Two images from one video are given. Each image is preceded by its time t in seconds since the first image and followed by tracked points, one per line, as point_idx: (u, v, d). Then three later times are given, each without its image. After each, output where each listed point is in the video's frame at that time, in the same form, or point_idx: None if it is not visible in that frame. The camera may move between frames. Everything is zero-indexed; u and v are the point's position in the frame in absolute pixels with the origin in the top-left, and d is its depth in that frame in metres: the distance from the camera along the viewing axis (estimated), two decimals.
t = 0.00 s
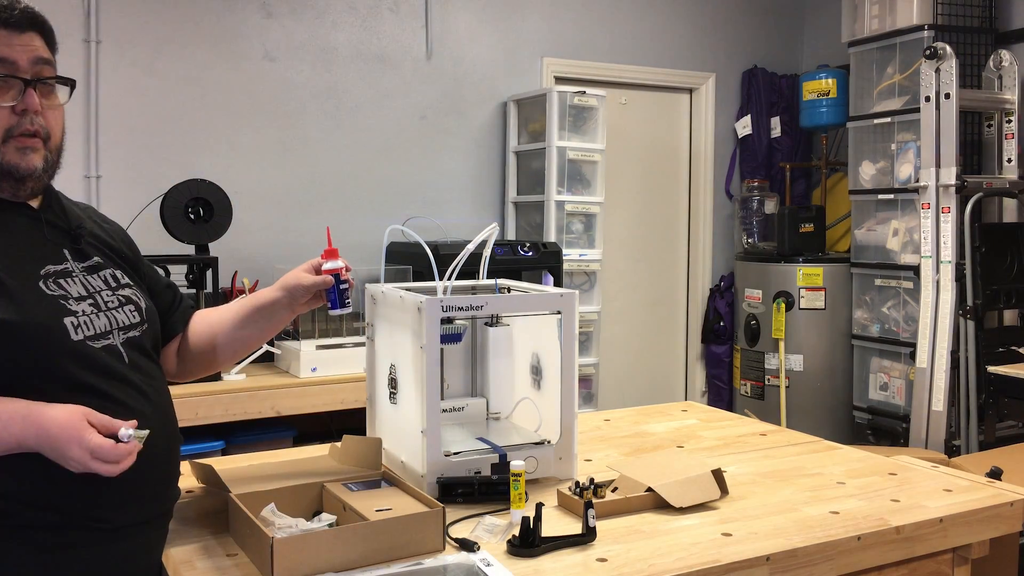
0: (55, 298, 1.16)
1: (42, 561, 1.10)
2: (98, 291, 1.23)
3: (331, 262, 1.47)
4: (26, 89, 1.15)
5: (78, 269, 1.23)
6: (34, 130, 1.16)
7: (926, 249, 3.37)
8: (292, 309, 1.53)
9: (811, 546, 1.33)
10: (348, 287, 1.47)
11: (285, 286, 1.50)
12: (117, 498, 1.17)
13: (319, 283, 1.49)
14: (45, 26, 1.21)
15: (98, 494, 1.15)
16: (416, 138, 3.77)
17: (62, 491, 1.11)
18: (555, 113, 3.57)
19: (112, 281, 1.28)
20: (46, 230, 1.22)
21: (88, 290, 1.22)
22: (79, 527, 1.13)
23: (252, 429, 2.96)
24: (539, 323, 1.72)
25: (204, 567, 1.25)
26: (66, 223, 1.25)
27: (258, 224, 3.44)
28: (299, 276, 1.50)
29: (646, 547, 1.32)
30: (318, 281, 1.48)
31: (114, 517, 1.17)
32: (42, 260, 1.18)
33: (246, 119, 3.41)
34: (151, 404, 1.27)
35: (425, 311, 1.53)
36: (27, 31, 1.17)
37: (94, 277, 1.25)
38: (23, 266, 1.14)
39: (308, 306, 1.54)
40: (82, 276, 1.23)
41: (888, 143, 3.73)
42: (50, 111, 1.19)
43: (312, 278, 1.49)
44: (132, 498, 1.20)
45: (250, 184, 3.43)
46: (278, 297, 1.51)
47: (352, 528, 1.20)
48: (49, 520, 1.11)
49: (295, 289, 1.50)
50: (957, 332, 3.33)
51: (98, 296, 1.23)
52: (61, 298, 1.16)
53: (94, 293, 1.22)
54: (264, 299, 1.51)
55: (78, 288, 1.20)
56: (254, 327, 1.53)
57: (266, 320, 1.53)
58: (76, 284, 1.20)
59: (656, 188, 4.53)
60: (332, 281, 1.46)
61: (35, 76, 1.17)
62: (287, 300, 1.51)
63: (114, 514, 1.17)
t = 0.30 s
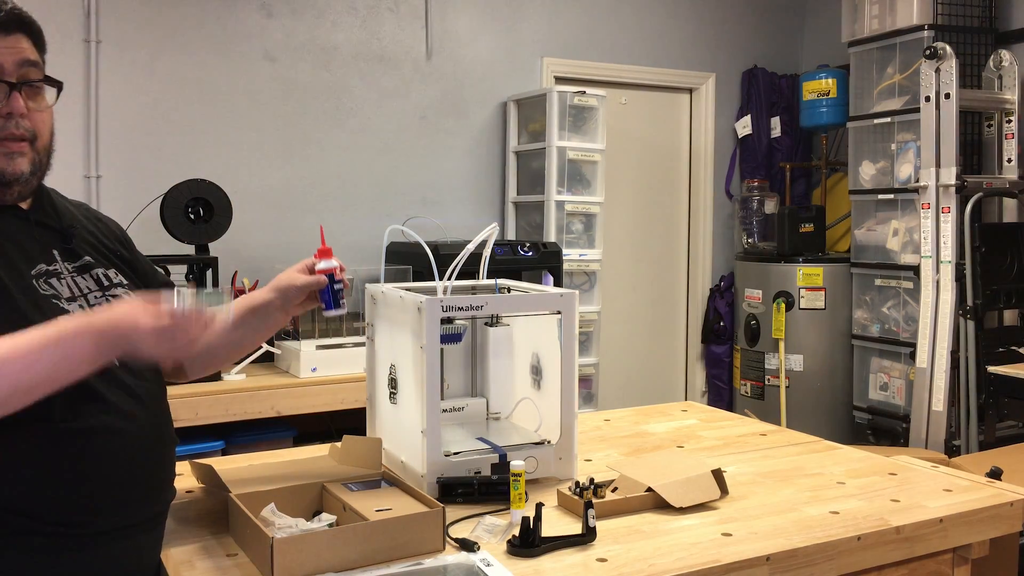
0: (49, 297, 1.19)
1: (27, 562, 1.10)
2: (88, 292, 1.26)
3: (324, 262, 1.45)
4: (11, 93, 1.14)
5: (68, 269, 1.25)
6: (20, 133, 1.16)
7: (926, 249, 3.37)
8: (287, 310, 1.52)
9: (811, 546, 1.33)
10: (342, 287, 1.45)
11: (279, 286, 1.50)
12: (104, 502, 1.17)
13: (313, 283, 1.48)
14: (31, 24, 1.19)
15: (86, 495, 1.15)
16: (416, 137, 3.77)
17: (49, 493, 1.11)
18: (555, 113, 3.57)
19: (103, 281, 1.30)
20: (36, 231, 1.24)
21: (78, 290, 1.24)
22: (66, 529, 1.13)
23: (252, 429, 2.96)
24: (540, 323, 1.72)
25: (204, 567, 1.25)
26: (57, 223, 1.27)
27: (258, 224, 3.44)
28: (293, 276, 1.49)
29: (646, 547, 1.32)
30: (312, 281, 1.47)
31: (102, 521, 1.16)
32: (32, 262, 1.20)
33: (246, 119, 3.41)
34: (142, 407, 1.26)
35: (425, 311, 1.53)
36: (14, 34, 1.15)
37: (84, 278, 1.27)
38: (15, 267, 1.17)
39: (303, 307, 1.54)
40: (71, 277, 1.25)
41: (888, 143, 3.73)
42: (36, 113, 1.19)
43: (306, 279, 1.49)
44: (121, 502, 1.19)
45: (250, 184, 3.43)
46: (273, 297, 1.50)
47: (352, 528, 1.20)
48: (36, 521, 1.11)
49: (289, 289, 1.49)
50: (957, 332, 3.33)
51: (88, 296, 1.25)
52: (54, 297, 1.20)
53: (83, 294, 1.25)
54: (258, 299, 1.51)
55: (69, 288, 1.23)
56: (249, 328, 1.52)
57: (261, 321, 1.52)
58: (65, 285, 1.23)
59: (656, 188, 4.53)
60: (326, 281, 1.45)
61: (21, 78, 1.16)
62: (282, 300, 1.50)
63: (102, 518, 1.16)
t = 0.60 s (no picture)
0: (40, 293, 1.20)
1: (25, 562, 1.10)
2: (82, 287, 1.27)
3: (323, 262, 1.45)
4: (10, 103, 1.13)
5: (60, 267, 1.26)
6: (17, 142, 1.15)
7: (926, 249, 3.37)
8: (285, 309, 1.52)
9: (811, 546, 1.33)
10: (341, 286, 1.46)
11: (277, 285, 1.49)
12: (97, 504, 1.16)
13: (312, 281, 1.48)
14: (24, 26, 1.16)
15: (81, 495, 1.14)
16: (416, 137, 3.77)
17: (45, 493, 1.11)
18: (555, 113, 3.57)
19: (95, 278, 1.31)
20: (27, 230, 1.25)
21: (70, 287, 1.25)
22: (60, 527, 1.13)
23: (252, 429, 2.96)
24: (540, 323, 1.72)
25: (203, 567, 1.25)
26: (47, 221, 1.28)
27: (258, 224, 3.44)
28: (290, 275, 1.49)
29: (646, 547, 1.32)
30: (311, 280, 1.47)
31: (96, 521, 1.16)
32: (25, 259, 1.21)
33: (246, 119, 3.41)
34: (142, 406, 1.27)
35: (425, 311, 1.53)
36: (10, 43, 1.13)
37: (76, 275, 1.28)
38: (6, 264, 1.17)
39: (301, 306, 1.53)
40: (63, 273, 1.25)
41: (888, 143, 3.73)
42: (32, 121, 1.18)
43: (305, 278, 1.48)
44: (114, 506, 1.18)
45: (250, 184, 3.43)
46: (271, 296, 1.49)
47: (352, 528, 1.20)
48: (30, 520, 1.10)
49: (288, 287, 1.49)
50: (957, 332, 3.33)
51: (82, 292, 1.27)
52: (48, 293, 1.21)
53: (77, 290, 1.26)
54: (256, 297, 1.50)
55: (62, 284, 1.24)
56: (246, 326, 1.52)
57: (259, 319, 1.51)
58: (60, 281, 1.24)
59: (656, 188, 4.53)
60: (326, 281, 1.45)
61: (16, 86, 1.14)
62: (280, 299, 1.50)
63: (97, 517, 1.16)
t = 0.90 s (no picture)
0: (41, 292, 1.20)
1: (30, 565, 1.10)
2: (83, 288, 1.27)
3: (323, 266, 1.46)
4: (7, 89, 1.14)
5: (62, 267, 1.26)
6: (18, 130, 1.15)
7: (926, 250, 3.37)
8: (284, 313, 1.53)
9: (811, 546, 1.33)
10: (341, 291, 1.47)
11: (277, 289, 1.49)
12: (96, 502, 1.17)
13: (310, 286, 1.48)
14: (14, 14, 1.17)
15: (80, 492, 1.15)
16: (416, 137, 3.77)
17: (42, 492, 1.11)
18: (555, 113, 3.57)
19: (97, 279, 1.31)
20: (30, 229, 1.25)
21: (72, 288, 1.25)
22: (58, 525, 1.13)
23: (252, 429, 2.96)
24: (540, 323, 1.72)
25: (204, 567, 1.25)
26: (49, 220, 1.28)
27: (258, 224, 3.44)
28: (290, 279, 1.49)
29: (646, 547, 1.32)
30: (311, 285, 1.47)
31: (91, 522, 1.16)
32: (26, 259, 1.21)
33: (246, 119, 3.41)
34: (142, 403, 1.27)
35: (425, 311, 1.53)
36: (3, 30, 1.14)
37: (77, 275, 1.28)
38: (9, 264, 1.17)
39: (300, 310, 1.54)
40: (64, 274, 1.26)
41: (888, 143, 3.73)
42: (31, 108, 1.19)
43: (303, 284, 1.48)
44: (113, 503, 1.19)
45: (250, 184, 3.43)
46: (270, 301, 1.49)
47: (352, 529, 1.20)
48: (27, 520, 1.11)
49: (287, 293, 1.49)
50: (957, 332, 3.33)
51: (83, 292, 1.27)
52: (50, 295, 1.21)
53: (78, 290, 1.26)
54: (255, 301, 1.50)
55: (64, 285, 1.24)
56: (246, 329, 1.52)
57: (258, 323, 1.52)
58: (61, 282, 1.24)
59: (656, 188, 4.53)
60: (324, 285, 1.46)
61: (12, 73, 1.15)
62: (279, 304, 1.50)
63: (93, 518, 1.16)
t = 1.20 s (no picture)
0: (39, 292, 1.19)
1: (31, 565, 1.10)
2: (83, 289, 1.27)
3: (326, 264, 1.46)
4: (7, 88, 1.14)
5: (62, 267, 1.26)
6: (17, 128, 1.15)
7: (926, 249, 3.37)
8: (288, 311, 1.53)
9: (811, 546, 1.33)
10: (345, 289, 1.47)
11: (280, 287, 1.50)
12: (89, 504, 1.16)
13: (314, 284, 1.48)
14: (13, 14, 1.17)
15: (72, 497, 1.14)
16: (416, 137, 3.77)
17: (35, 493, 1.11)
18: (555, 113, 3.57)
19: (97, 279, 1.30)
20: (31, 229, 1.25)
21: (72, 288, 1.25)
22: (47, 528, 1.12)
23: (252, 429, 2.96)
24: (540, 322, 1.72)
25: (204, 567, 1.25)
26: (50, 221, 1.28)
27: (258, 224, 3.44)
28: (294, 277, 1.49)
29: (646, 547, 1.32)
30: (315, 283, 1.47)
31: (89, 522, 1.16)
32: (26, 260, 1.21)
33: (246, 119, 3.41)
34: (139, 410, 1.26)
35: (425, 311, 1.53)
36: (4, 28, 1.14)
37: (76, 274, 1.27)
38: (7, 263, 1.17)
39: (303, 308, 1.54)
40: (65, 274, 1.25)
41: (888, 143, 3.73)
42: (32, 108, 1.19)
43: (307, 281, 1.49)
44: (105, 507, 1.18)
45: (250, 184, 3.43)
46: (274, 298, 1.50)
47: (352, 529, 1.20)
48: (20, 521, 1.10)
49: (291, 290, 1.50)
50: (957, 332, 3.33)
51: (83, 293, 1.26)
52: (49, 295, 1.21)
53: (78, 291, 1.26)
54: (258, 300, 1.50)
55: (63, 286, 1.24)
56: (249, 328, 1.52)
57: (262, 322, 1.52)
58: (61, 283, 1.24)
59: (656, 188, 4.53)
60: (328, 284, 1.46)
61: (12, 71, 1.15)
62: (283, 302, 1.51)
63: (90, 519, 1.16)
